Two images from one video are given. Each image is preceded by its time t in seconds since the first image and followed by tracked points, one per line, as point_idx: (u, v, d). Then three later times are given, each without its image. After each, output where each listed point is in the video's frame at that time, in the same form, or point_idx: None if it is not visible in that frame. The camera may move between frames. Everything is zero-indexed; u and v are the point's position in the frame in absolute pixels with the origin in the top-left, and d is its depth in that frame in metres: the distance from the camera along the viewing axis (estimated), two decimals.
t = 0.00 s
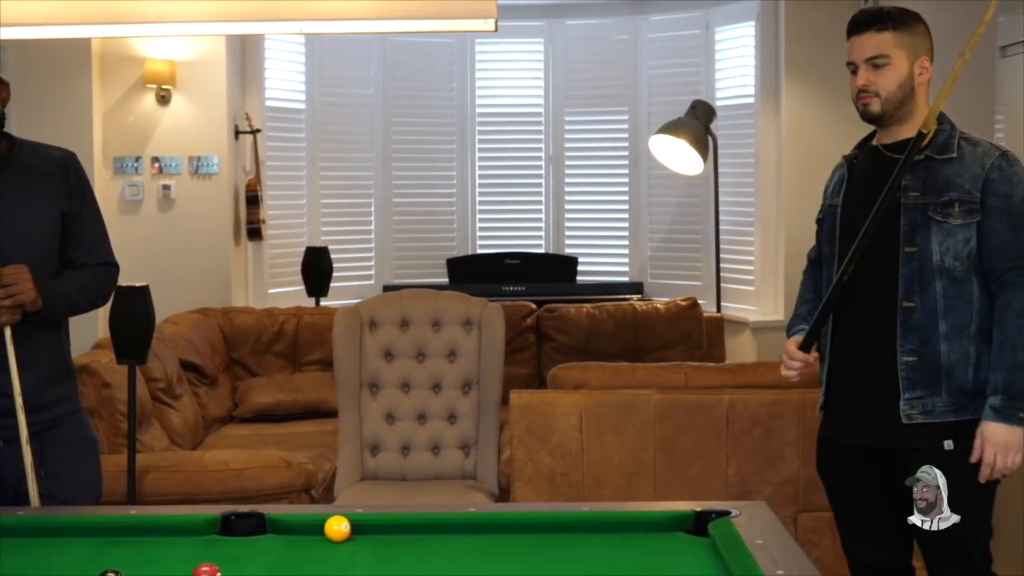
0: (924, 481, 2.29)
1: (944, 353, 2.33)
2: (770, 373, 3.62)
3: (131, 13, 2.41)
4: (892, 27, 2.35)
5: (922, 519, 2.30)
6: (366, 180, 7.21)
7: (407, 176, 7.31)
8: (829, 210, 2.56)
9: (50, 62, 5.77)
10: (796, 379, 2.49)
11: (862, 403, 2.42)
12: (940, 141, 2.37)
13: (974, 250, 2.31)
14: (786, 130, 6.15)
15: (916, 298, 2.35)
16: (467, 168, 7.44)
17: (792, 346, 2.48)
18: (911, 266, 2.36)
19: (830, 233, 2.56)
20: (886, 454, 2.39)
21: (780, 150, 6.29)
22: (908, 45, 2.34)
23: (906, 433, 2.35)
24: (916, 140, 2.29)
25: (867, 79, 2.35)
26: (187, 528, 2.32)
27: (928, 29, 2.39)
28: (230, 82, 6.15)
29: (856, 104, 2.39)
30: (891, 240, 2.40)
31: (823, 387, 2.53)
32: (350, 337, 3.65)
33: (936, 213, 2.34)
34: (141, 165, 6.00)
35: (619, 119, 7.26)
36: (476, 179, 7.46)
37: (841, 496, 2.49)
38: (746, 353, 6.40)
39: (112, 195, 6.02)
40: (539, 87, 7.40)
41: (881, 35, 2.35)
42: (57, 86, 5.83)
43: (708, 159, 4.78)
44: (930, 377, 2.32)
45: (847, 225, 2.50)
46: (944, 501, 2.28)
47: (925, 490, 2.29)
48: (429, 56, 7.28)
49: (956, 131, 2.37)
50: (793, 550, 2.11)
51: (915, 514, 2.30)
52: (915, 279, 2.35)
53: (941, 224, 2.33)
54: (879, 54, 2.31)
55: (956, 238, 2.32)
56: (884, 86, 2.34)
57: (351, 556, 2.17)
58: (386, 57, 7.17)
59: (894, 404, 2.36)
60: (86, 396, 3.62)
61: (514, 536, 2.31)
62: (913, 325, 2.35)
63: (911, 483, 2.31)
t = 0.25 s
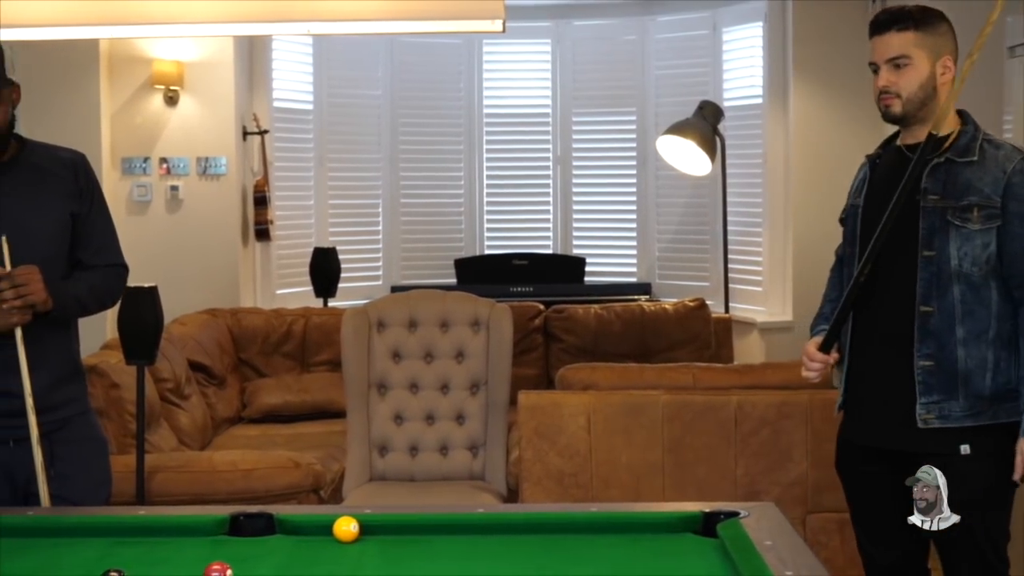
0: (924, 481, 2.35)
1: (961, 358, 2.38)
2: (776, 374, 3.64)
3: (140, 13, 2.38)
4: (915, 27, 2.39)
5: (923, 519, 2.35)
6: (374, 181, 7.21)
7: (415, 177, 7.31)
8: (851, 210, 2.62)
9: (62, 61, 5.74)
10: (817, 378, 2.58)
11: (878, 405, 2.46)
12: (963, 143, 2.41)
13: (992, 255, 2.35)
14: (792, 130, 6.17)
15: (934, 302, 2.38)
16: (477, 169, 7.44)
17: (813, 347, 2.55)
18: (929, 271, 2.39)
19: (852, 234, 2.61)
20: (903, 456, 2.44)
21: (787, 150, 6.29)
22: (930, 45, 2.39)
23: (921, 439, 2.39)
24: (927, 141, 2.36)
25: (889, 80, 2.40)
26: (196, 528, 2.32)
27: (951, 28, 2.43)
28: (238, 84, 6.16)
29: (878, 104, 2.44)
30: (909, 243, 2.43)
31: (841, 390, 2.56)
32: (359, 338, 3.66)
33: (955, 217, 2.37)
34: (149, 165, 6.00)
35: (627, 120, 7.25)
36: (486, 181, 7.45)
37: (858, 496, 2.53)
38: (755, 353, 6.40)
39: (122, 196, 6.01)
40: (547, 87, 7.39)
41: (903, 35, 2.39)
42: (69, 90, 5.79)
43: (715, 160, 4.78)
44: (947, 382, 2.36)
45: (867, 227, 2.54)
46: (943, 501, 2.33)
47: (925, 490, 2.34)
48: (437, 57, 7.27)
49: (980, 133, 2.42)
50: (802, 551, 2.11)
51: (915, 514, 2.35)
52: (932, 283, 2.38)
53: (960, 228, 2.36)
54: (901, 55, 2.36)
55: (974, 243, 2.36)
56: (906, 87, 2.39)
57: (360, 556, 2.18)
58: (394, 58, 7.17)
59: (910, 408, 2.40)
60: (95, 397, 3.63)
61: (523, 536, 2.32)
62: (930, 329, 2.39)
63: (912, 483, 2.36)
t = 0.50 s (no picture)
0: (924, 481, 2.40)
1: (994, 359, 2.37)
2: (802, 375, 3.66)
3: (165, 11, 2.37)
4: (949, 27, 2.41)
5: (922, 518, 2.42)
6: (398, 180, 7.22)
7: (438, 176, 7.31)
8: (885, 208, 2.63)
9: (90, 61, 5.74)
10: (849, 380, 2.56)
11: (908, 400, 2.44)
12: (998, 142, 2.41)
13: None
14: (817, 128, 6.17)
15: (967, 303, 2.37)
16: (501, 170, 7.43)
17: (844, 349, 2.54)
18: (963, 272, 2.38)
19: (884, 231, 2.61)
20: (933, 458, 2.42)
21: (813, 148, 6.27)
22: (964, 45, 2.41)
23: (953, 440, 2.38)
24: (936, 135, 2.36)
25: (924, 79, 2.42)
26: (222, 527, 2.32)
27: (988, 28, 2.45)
28: (262, 84, 6.17)
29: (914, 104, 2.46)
30: (942, 243, 2.42)
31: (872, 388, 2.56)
32: (383, 337, 3.66)
33: (989, 217, 2.37)
34: (175, 165, 6.01)
35: (650, 119, 7.23)
36: (510, 181, 7.44)
37: (885, 496, 2.52)
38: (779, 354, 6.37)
39: (147, 196, 6.02)
40: (571, 87, 7.37)
41: (937, 35, 2.41)
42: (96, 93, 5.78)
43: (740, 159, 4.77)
44: (979, 383, 2.35)
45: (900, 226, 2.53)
46: (943, 501, 2.40)
47: (925, 490, 2.40)
48: (461, 56, 7.27)
49: (1015, 132, 2.42)
50: (829, 551, 2.11)
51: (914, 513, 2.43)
52: (966, 283, 2.38)
53: (995, 228, 2.36)
54: (935, 54, 2.38)
55: (1008, 243, 2.36)
56: (941, 86, 2.40)
57: (385, 555, 2.18)
58: (418, 58, 7.18)
59: (942, 409, 2.38)
60: (121, 396, 3.66)
61: (546, 536, 2.32)
62: (963, 331, 2.37)
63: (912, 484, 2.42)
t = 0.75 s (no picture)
0: (924, 481, 2.45)
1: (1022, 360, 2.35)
2: (829, 374, 3.63)
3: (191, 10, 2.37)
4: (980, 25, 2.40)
5: (923, 518, 2.46)
6: (423, 181, 7.23)
7: (464, 177, 7.32)
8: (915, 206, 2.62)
9: (118, 61, 5.76)
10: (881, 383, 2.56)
11: (935, 399, 2.44)
12: None
13: None
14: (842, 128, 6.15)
15: (995, 304, 2.36)
16: (526, 169, 7.42)
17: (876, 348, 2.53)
18: (992, 273, 2.36)
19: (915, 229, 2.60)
20: (962, 458, 2.41)
21: (839, 147, 6.25)
22: (994, 43, 2.40)
23: (980, 440, 2.37)
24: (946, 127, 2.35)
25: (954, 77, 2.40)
26: (248, 526, 2.32)
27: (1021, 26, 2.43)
28: (287, 84, 6.17)
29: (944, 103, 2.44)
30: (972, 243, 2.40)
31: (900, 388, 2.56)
32: (409, 337, 3.66)
33: (1020, 217, 2.34)
34: (201, 165, 6.02)
35: (676, 120, 7.22)
36: (535, 180, 7.42)
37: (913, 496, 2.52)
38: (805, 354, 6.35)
39: (173, 196, 6.04)
40: (596, 86, 7.36)
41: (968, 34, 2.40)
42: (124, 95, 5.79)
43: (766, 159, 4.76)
44: (1006, 385, 2.33)
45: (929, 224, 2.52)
46: (942, 501, 2.45)
47: (926, 490, 2.44)
48: (486, 57, 7.27)
49: None
50: (857, 551, 2.10)
51: (915, 513, 2.46)
52: (995, 283, 2.36)
53: None
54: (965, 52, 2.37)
55: None
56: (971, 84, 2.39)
57: (410, 555, 2.18)
58: (443, 58, 7.19)
59: (969, 410, 2.38)
60: (147, 396, 3.67)
61: (572, 536, 2.31)
62: (991, 331, 2.36)
63: (913, 484, 2.47)
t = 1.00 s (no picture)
0: (924, 481, 2.46)
1: None
2: (854, 374, 3.61)
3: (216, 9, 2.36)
4: (1006, 24, 2.39)
5: (924, 520, 2.45)
6: (447, 181, 7.23)
7: (488, 177, 7.32)
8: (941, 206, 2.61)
9: (144, 62, 5.78)
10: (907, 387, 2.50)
11: (960, 396, 2.42)
12: None
13: None
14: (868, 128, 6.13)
15: (1020, 304, 2.34)
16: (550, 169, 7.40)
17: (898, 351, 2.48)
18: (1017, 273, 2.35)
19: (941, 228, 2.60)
20: (987, 458, 2.41)
21: (864, 148, 6.23)
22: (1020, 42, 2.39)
23: (1005, 440, 2.36)
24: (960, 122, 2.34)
25: (980, 77, 2.40)
26: (273, 526, 2.33)
27: None
28: (312, 85, 6.17)
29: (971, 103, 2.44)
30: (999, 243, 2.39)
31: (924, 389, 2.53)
32: (434, 337, 3.66)
33: None
34: (225, 165, 6.03)
35: (700, 119, 7.20)
36: (559, 180, 7.40)
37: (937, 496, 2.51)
38: (831, 354, 6.31)
39: (198, 196, 6.05)
40: (621, 86, 7.35)
41: (994, 33, 2.40)
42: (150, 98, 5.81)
43: (791, 159, 4.75)
44: None
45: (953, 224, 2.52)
46: (943, 502, 2.44)
47: (926, 489, 2.45)
48: (510, 58, 7.27)
49: None
50: (882, 552, 2.08)
51: (916, 514, 2.46)
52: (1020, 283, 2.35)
53: None
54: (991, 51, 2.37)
55: None
56: (996, 84, 2.39)
57: (435, 555, 2.18)
58: (467, 58, 7.19)
59: (994, 409, 2.37)
60: (173, 395, 3.68)
61: (596, 536, 2.31)
62: (1015, 331, 2.34)
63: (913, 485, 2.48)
